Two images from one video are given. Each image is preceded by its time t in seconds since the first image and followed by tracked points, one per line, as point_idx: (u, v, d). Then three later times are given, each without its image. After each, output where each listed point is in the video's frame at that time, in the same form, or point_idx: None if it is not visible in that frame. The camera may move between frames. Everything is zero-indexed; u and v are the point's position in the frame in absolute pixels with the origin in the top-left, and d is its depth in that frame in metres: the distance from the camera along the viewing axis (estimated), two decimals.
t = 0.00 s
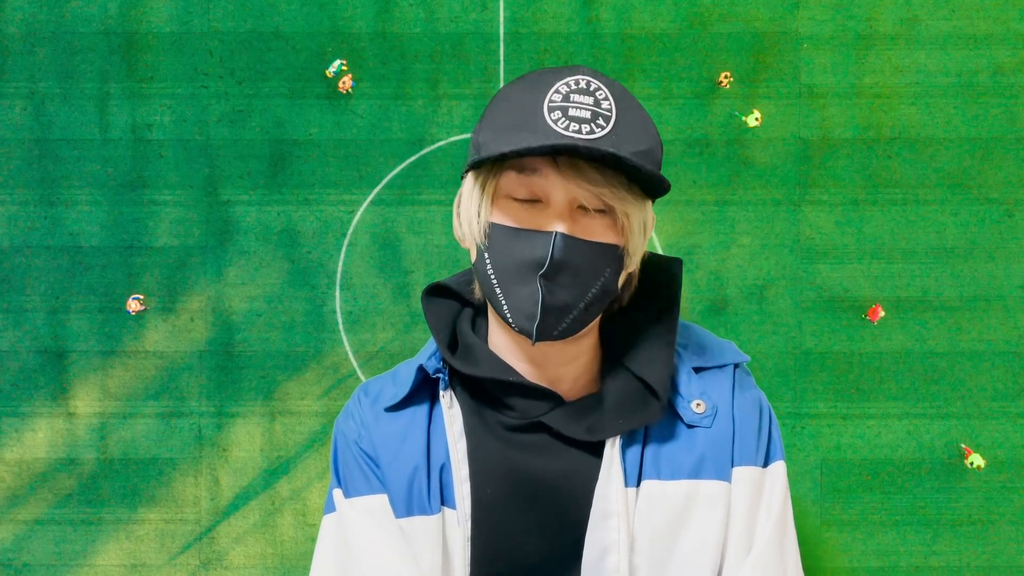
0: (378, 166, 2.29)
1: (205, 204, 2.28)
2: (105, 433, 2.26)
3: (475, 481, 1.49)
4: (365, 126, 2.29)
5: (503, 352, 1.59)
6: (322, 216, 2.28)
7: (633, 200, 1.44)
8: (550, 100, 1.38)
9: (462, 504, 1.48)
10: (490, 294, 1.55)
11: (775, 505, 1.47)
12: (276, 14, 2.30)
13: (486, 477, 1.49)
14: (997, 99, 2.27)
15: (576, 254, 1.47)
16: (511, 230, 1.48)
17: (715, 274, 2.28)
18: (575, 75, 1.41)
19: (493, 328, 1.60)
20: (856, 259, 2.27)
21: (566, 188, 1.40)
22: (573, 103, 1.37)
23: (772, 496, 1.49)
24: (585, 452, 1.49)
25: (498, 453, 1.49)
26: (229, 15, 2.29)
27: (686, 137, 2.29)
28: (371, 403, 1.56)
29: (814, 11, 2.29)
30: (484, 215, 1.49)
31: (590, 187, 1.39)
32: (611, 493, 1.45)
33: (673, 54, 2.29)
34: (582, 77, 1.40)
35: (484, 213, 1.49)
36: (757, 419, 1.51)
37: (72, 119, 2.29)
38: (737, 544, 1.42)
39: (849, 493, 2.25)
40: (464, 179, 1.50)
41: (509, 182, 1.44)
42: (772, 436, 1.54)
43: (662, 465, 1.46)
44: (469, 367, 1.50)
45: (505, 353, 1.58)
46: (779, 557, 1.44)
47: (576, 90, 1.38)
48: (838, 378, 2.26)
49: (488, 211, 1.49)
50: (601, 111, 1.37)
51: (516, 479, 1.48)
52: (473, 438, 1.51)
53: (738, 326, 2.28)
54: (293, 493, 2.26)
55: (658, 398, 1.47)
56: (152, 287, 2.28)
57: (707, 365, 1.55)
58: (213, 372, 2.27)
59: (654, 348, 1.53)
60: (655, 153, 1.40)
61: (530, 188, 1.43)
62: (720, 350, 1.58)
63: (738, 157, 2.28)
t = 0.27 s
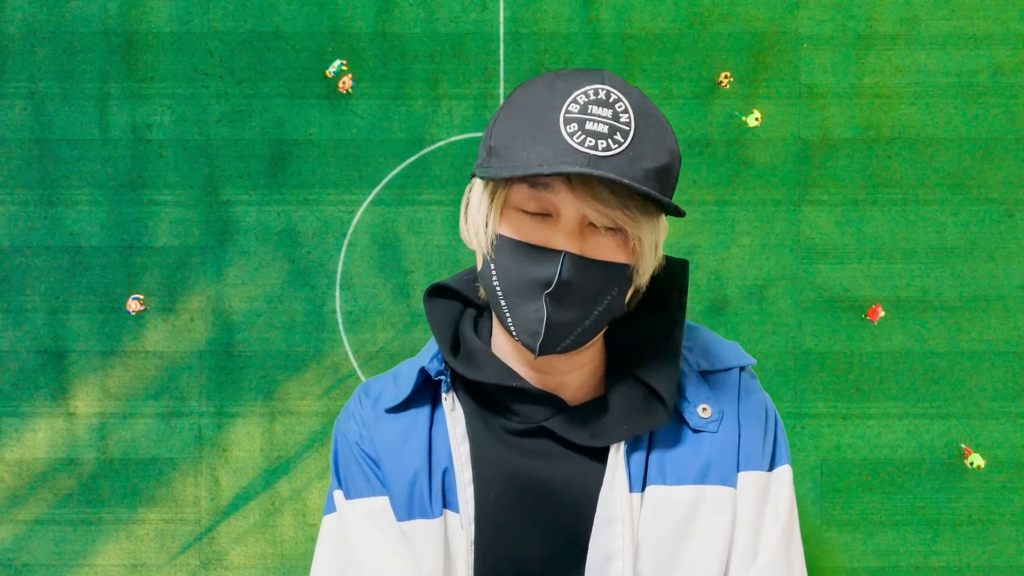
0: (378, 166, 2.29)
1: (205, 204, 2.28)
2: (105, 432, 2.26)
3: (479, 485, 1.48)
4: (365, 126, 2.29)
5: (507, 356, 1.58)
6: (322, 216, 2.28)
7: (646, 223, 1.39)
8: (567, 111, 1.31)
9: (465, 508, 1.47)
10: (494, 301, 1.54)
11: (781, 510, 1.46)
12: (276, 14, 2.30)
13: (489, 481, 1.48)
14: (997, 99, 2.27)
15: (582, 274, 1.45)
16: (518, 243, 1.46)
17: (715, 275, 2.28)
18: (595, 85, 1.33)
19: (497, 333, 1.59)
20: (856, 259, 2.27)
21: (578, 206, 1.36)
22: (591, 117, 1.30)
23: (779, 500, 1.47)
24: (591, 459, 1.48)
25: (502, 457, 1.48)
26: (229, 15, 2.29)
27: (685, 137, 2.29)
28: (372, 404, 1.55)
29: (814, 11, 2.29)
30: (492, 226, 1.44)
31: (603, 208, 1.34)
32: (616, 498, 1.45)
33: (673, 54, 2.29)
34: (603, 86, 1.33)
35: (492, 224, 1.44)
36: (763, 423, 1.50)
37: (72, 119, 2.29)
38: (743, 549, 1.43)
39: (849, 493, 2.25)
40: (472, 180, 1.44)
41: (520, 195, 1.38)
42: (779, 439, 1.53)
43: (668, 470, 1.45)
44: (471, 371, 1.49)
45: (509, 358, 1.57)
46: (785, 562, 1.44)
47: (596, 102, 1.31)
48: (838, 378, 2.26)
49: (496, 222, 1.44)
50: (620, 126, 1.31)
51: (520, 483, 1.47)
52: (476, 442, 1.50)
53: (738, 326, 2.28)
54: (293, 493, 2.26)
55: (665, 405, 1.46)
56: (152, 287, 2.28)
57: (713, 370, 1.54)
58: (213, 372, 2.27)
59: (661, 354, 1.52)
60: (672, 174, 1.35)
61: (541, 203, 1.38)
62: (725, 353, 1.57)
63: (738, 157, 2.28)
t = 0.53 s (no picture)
0: (378, 166, 2.29)
1: (205, 204, 2.28)
2: (105, 432, 2.26)
3: (484, 486, 1.47)
4: (365, 126, 2.29)
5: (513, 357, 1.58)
6: (322, 216, 2.28)
7: (654, 223, 1.40)
8: (576, 110, 1.32)
9: (470, 508, 1.46)
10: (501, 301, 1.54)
11: (786, 514, 1.47)
12: (276, 14, 2.30)
13: (494, 482, 1.47)
14: (997, 99, 2.27)
15: (590, 271, 1.45)
16: (525, 242, 1.46)
17: (715, 275, 2.28)
18: (602, 85, 1.33)
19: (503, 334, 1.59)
20: (856, 259, 2.27)
21: (586, 206, 1.36)
22: (599, 117, 1.31)
23: (784, 504, 1.48)
24: (596, 460, 1.48)
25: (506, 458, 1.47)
26: (229, 15, 2.29)
27: (685, 137, 2.29)
28: (376, 404, 1.55)
29: (814, 11, 2.28)
30: (499, 225, 1.45)
31: (611, 208, 1.35)
32: (621, 500, 1.45)
33: (673, 54, 2.29)
34: (610, 86, 1.33)
35: (499, 223, 1.45)
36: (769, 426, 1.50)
37: (72, 119, 2.29)
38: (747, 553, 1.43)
39: (849, 493, 2.25)
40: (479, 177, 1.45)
41: (528, 195, 1.39)
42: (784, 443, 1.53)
43: (673, 471, 1.46)
44: (476, 371, 1.48)
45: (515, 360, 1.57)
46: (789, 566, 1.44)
47: (603, 102, 1.31)
48: (838, 378, 2.26)
49: (503, 221, 1.45)
50: (628, 126, 1.31)
51: (525, 484, 1.47)
52: (481, 442, 1.48)
53: (738, 326, 2.28)
54: (293, 493, 2.26)
55: (671, 405, 1.45)
56: (152, 287, 2.28)
57: (718, 372, 1.54)
58: (213, 372, 2.27)
59: (667, 355, 1.52)
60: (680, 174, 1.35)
61: (549, 203, 1.39)
62: (731, 355, 1.57)
63: (738, 157, 2.28)
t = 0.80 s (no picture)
0: (378, 166, 2.29)
1: (205, 204, 2.28)
2: (105, 432, 2.26)
3: (494, 482, 1.48)
4: (365, 126, 2.29)
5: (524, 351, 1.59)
6: (322, 216, 2.28)
7: (639, 171, 1.47)
8: (547, 88, 1.39)
9: (479, 505, 1.46)
10: (510, 287, 1.54)
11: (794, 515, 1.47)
12: (276, 14, 2.30)
13: (504, 478, 1.48)
14: (997, 99, 2.27)
15: (594, 228, 1.47)
16: (526, 217, 1.48)
17: (715, 275, 2.28)
18: (562, 65, 1.44)
19: (512, 329, 1.60)
20: (856, 259, 2.27)
21: (575, 164, 1.42)
22: (568, 87, 1.39)
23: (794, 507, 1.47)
24: (605, 455, 1.47)
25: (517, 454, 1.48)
26: (229, 15, 2.29)
27: (686, 137, 2.29)
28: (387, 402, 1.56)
29: (814, 11, 2.29)
30: (497, 207, 1.49)
31: (599, 160, 1.42)
32: (629, 494, 1.44)
33: (673, 54, 2.29)
34: (569, 65, 1.43)
35: (496, 206, 1.49)
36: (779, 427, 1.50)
37: (72, 119, 2.29)
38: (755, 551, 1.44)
39: (849, 493, 2.25)
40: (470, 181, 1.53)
41: (517, 171, 1.45)
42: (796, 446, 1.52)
43: (681, 468, 1.46)
44: (488, 365, 1.51)
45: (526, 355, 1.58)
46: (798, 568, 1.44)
47: (568, 77, 1.41)
48: (838, 378, 2.26)
49: (500, 203, 1.49)
50: (597, 89, 1.40)
51: (535, 480, 1.47)
52: (491, 438, 1.50)
53: (738, 326, 2.28)
54: (293, 493, 2.26)
55: (679, 401, 1.45)
56: (152, 287, 2.28)
57: (724, 371, 1.54)
58: (213, 372, 2.27)
59: (675, 348, 1.51)
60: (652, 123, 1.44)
61: (539, 173, 1.45)
62: (739, 356, 1.57)
63: (738, 157, 2.28)
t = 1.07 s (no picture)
0: (378, 166, 2.29)
1: (205, 203, 2.28)
2: (105, 433, 2.26)
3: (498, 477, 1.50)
4: (365, 126, 2.29)
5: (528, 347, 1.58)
6: (322, 216, 2.28)
7: (609, 155, 1.52)
8: (506, 100, 1.43)
9: (478, 502, 1.47)
10: (509, 289, 1.54)
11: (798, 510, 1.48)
12: (276, 14, 2.30)
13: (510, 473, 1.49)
14: (997, 99, 2.27)
15: (578, 216, 1.50)
16: (513, 221, 1.51)
17: (715, 275, 2.28)
18: (515, 78, 1.49)
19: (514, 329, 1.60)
20: (856, 259, 2.27)
21: (548, 162, 1.46)
22: (525, 94, 1.43)
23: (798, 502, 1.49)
24: (611, 448, 1.48)
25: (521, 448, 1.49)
26: (229, 15, 2.29)
27: (686, 137, 2.29)
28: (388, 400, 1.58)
29: (814, 11, 2.29)
30: (484, 219, 1.51)
31: (570, 152, 1.46)
32: (633, 484, 1.43)
33: (673, 54, 2.29)
34: (521, 75, 1.48)
35: (483, 218, 1.51)
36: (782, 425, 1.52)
37: (72, 119, 2.29)
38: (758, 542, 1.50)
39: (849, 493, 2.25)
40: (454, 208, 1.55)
41: (494, 180, 1.49)
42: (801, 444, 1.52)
43: (683, 459, 1.45)
44: (493, 361, 1.51)
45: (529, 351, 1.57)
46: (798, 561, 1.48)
47: (523, 86, 1.45)
48: (838, 378, 2.26)
49: (485, 214, 1.51)
50: (554, 89, 1.44)
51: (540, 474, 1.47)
52: (495, 434, 1.52)
53: (738, 326, 2.28)
54: (293, 493, 2.26)
55: (681, 393, 1.44)
56: (152, 287, 2.28)
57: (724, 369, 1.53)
58: (213, 372, 2.27)
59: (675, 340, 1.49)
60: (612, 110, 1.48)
61: (516, 177, 1.48)
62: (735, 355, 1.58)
63: (738, 157, 2.28)
